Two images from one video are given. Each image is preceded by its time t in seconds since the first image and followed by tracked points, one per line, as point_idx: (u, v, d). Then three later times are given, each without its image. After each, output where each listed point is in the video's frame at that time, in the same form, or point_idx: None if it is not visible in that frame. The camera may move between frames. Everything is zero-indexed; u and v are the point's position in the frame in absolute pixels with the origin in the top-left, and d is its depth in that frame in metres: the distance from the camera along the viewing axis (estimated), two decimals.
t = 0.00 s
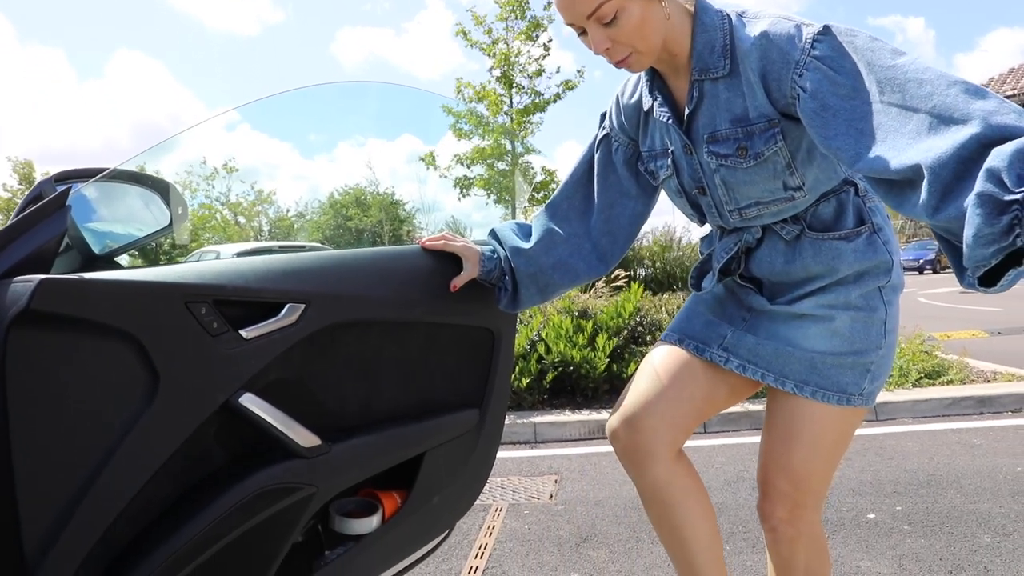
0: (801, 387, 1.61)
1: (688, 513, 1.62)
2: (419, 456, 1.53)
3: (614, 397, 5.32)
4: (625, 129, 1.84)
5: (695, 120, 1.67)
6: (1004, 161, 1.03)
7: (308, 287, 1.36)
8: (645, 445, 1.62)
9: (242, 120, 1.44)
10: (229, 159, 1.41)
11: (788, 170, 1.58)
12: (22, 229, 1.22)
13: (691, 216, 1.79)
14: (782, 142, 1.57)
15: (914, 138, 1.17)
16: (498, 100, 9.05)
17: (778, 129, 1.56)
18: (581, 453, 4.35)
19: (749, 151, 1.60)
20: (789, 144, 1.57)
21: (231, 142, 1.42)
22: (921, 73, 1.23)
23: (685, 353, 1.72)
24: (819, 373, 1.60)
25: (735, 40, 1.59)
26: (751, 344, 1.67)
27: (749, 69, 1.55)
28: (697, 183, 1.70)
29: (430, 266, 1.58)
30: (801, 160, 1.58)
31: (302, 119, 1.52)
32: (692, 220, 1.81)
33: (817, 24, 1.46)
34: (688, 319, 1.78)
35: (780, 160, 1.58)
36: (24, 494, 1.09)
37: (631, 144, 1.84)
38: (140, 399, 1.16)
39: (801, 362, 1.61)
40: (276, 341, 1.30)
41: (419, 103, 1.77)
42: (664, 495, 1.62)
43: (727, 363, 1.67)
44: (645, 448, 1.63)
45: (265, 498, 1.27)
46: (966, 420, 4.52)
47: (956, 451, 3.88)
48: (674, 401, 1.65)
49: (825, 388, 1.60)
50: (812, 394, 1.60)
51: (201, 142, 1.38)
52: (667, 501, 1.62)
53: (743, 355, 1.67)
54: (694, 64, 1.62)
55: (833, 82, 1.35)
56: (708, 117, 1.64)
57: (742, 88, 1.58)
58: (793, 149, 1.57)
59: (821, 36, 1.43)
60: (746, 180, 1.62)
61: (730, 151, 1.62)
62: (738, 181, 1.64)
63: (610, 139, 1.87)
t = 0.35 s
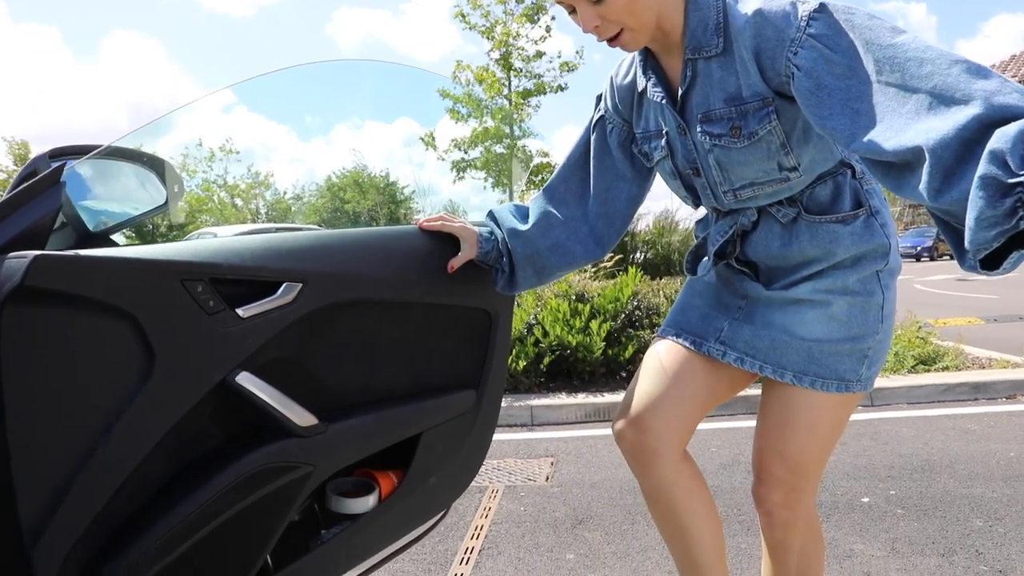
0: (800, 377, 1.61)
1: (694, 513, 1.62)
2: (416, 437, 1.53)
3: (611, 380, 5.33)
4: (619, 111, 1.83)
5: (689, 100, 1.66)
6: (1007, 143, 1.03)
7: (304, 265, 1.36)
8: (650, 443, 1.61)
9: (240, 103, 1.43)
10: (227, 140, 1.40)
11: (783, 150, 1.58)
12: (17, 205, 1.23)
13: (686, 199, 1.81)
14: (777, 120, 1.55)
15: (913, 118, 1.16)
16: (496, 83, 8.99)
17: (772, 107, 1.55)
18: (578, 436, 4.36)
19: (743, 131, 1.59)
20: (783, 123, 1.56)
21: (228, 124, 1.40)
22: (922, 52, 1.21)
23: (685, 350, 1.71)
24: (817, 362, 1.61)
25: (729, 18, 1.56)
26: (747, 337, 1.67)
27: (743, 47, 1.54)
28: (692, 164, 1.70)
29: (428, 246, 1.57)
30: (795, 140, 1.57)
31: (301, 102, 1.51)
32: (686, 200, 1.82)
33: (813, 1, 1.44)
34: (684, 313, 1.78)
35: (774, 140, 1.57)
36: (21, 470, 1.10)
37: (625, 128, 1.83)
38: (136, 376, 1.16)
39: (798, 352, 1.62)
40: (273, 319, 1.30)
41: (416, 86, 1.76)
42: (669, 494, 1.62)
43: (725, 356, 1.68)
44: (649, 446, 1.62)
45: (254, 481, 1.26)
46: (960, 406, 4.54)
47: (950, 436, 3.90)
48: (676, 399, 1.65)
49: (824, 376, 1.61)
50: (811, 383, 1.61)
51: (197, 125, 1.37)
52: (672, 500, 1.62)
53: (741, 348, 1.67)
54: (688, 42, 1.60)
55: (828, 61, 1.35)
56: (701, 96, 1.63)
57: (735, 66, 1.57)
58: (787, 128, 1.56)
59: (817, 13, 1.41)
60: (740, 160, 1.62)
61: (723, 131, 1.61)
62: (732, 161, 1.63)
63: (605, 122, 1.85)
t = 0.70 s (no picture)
0: (793, 360, 1.61)
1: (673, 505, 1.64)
2: (409, 414, 1.53)
3: (605, 359, 5.35)
4: (612, 87, 1.81)
5: (680, 73, 1.65)
6: (1006, 115, 1.01)
7: (295, 241, 1.34)
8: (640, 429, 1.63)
9: (230, 83, 1.41)
10: (218, 119, 1.38)
11: (774, 123, 1.56)
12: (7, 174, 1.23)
13: (679, 173, 1.79)
14: (767, 94, 1.53)
15: (908, 91, 1.15)
16: (489, 61, 8.92)
17: (762, 80, 1.53)
18: (572, 414, 4.38)
19: (733, 104, 1.57)
20: (774, 96, 1.54)
21: (218, 104, 1.38)
22: (919, 23, 1.19)
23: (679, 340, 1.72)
24: (808, 343, 1.61)
25: None
26: (739, 321, 1.67)
27: (733, 18, 1.52)
28: (684, 139, 1.69)
29: (421, 224, 1.56)
30: (788, 114, 1.55)
31: (290, 81, 1.48)
32: (679, 175, 1.81)
33: None
34: (677, 299, 1.78)
35: (765, 113, 1.55)
36: (11, 447, 1.09)
37: (619, 101, 1.82)
38: (126, 354, 1.15)
39: (790, 334, 1.61)
40: (264, 296, 1.29)
41: (409, 62, 1.73)
42: (653, 483, 1.64)
43: (718, 341, 1.67)
44: (640, 433, 1.64)
45: (250, 457, 1.26)
46: (952, 384, 4.57)
47: (941, 413, 3.93)
48: (668, 387, 1.66)
49: (816, 357, 1.61)
50: (803, 364, 1.61)
51: (188, 103, 1.35)
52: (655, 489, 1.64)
53: (733, 332, 1.67)
54: (679, 15, 1.60)
55: (821, 33, 1.33)
56: (692, 70, 1.62)
57: (725, 39, 1.55)
58: (778, 102, 1.54)
59: None
60: (731, 135, 1.60)
61: (714, 105, 1.60)
62: (723, 135, 1.62)
63: (598, 97, 1.84)
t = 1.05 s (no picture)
0: (800, 351, 1.61)
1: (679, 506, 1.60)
2: (406, 392, 1.52)
3: (602, 339, 5.36)
4: (602, 68, 1.79)
5: (672, 51, 1.62)
6: (1009, 88, 1.00)
7: (291, 215, 1.34)
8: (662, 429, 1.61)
9: (225, 61, 1.39)
10: (215, 97, 1.36)
11: (770, 98, 1.54)
12: None
13: (672, 154, 1.76)
14: (762, 67, 1.52)
15: (906, 62, 1.14)
16: (488, 39, 8.85)
17: (757, 54, 1.51)
18: (568, 394, 4.39)
19: (729, 79, 1.55)
20: (769, 70, 1.52)
21: (215, 83, 1.37)
22: None
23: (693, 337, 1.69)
24: (814, 332, 1.61)
25: None
26: (743, 314, 1.65)
27: None
28: (678, 117, 1.66)
29: (419, 200, 1.55)
30: (783, 88, 1.53)
31: (290, 58, 1.47)
32: (672, 156, 1.78)
33: None
34: (680, 293, 1.75)
35: (761, 87, 1.53)
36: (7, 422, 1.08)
37: (610, 83, 1.80)
38: (123, 327, 1.14)
39: (796, 325, 1.61)
40: (261, 271, 1.28)
41: (407, 40, 1.71)
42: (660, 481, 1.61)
43: (725, 337, 1.66)
44: (660, 432, 1.62)
45: (249, 431, 1.26)
46: (946, 366, 4.59)
47: (936, 396, 3.95)
48: (686, 386, 1.64)
49: (822, 345, 1.61)
50: (810, 354, 1.61)
51: (184, 82, 1.34)
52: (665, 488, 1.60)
53: (738, 327, 1.65)
54: None
55: (816, 4, 1.31)
56: (685, 48, 1.60)
57: (718, 13, 1.53)
58: (774, 76, 1.52)
59: None
60: (726, 111, 1.58)
61: (709, 81, 1.57)
62: (719, 112, 1.59)
63: (589, 81, 1.83)
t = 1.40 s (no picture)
0: (773, 335, 1.58)
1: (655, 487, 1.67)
2: (397, 365, 1.52)
3: (593, 316, 5.37)
4: (579, 40, 1.76)
5: (647, 14, 1.60)
6: (1000, 22, 1.02)
7: (279, 185, 1.32)
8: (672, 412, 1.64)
9: (213, 34, 1.37)
10: (204, 71, 1.34)
11: (744, 61, 1.50)
12: None
13: (649, 126, 1.71)
14: (735, 28, 1.49)
15: (891, 9, 1.14)
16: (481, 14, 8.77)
17: (730, 14, 1.50)
18: (559, 370, 4.41)
19: (701, 41, 1.52)
20: (744, 32, 1.50)
21: (202, 57, 1.35)
22: None
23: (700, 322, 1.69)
24: (788, 315, 1.57)
25: None
26: (717, 297, 1.61)
27: None
28: (653, 84, 1.61)
29: (409, 172, 1.54)
30: (758, 52, 1.50)
31: (276, 33, 1.44)
32: (647, 127, 1.72)
33: None
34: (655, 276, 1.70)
35: (735, 50, 1.50)
36: None
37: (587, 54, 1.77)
38: (110, 298, 1.13)
39: (770, 308, 1.57)
40: (250, 242, 1.27)
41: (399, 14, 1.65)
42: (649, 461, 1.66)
43: (696, 321, 1.62)
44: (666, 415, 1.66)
45: (237, 404, 1.25)
46: (934, 345, 4.63)
47: (923, 374, 3.98)
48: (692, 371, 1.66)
49: (795, 328, 1.58)
50: (784, 337, 1.58)
51: (170, 57, 1.32)
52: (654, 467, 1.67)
53: (712, 310, 1.61)
54: None
55: None
56: (659, 11, 1.57)
57: None
58: (749, 38, 1.50)
59: None
60: (700, 75, 1.54)
61: (682, 44, 1.54)
62: (693, 76, 1.55)
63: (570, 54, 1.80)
